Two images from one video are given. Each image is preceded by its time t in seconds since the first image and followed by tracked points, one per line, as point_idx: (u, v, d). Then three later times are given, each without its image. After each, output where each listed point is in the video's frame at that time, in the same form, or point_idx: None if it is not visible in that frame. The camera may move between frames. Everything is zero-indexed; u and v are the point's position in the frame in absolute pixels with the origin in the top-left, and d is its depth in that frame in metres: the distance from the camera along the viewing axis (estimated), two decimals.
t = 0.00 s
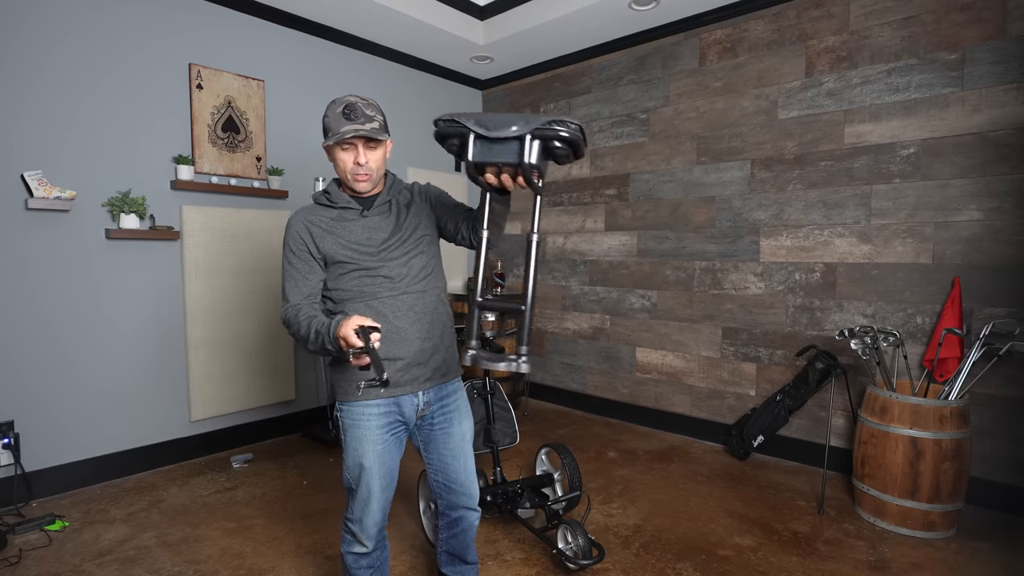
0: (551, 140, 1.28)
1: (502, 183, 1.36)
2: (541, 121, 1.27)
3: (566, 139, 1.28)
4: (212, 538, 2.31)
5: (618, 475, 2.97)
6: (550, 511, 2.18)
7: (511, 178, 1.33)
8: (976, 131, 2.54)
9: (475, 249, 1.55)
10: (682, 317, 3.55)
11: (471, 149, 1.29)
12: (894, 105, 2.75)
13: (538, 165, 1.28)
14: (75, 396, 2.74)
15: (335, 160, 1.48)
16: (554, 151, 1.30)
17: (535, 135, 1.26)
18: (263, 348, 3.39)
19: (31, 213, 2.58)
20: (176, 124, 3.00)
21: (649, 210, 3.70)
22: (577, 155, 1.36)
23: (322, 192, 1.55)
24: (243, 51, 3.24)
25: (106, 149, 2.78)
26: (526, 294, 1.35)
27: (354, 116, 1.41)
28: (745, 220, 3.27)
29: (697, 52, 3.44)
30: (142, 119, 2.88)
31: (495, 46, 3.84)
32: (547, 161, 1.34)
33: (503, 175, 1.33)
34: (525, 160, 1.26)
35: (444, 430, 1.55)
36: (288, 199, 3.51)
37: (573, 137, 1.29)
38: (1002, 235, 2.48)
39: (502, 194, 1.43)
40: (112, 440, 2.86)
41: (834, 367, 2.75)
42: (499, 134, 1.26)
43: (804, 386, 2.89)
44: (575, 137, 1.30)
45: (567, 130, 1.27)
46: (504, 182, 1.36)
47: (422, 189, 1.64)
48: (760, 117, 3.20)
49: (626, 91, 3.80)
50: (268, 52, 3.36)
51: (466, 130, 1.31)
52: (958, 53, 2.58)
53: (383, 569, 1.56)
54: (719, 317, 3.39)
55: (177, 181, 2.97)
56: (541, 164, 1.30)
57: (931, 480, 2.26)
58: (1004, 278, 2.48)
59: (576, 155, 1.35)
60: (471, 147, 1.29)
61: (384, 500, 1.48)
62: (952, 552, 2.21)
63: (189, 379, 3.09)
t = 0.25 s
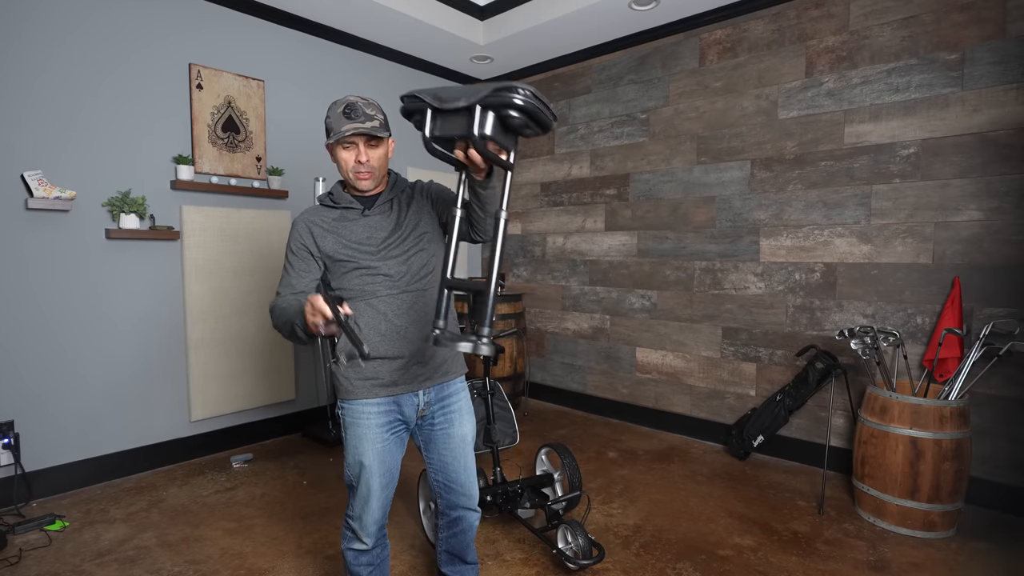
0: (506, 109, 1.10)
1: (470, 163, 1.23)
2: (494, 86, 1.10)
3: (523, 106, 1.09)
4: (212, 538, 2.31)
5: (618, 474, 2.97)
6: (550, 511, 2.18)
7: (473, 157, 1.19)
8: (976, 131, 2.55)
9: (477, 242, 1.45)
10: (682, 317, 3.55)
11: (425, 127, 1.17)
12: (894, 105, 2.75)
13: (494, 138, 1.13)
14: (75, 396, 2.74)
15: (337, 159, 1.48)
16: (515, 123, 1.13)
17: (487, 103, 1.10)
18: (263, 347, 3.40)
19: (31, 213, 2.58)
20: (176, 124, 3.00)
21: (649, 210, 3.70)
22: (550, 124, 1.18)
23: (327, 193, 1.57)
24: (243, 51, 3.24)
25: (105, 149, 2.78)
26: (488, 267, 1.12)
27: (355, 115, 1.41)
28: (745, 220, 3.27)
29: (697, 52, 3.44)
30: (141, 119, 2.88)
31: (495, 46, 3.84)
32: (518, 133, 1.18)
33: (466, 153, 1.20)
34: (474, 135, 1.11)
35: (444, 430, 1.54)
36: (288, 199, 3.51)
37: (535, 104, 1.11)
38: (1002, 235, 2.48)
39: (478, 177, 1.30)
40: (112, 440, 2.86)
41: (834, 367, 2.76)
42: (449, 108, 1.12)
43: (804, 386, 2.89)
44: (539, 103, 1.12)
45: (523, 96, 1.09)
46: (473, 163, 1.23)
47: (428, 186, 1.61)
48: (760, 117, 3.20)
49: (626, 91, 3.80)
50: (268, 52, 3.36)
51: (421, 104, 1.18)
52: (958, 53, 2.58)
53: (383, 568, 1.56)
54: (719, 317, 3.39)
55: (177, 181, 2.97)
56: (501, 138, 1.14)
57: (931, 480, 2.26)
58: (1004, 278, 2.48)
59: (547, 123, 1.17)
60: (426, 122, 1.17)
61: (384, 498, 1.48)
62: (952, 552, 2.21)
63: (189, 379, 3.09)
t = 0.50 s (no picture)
0: (472, 87, 1.13)
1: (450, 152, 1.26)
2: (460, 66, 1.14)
3: (488, 82, 1.12)
4: (212, 538, 2.31)
5: (618, 475, 2.97)
6: (550, 510, 2.18)
7: (451, 143, 1.22)
8: (976, 131, 2.54)
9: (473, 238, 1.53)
10: (682, 317, 3.55)
11: (400, 118, 1.22)
12: (894, 105, 2.75)
13: (465, 118, 1.15)
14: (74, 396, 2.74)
15: (332, 157, 1.50)
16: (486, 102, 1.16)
17: (454, 84, 1.13)
18: (263, 347, 3.40)
19: (31, 213, 2.58)
20: (176, 124, 3.00)
21: (649, 210, 3.70)
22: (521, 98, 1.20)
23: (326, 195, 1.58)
24: (243, 51, 3.24)
25: (105, 149, 2.78)
26: (470, 254, 1.16)
27: (346, 112, 1.43)
28: (745, 220, 3.27)
29: (697, 52, 3.44)
30: (141, 118, 2.88)
31: (494, 46, 3.84)
32: (491, 112, 1.20)
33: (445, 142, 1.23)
34: (446, 117, 1.14)
35: (443, 430, 1.54)
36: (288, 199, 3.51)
37: (502, 79, 1.14)
38: (1002, 235, 2.48)
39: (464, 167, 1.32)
40: (112, 440, 2.86)
41: (834, 367, 2.76)
42: (419, 93, 1.18)
43: (804, 386, 2.89)
44: (506, 78, 1.14)
45: (488, 72, 1.11)
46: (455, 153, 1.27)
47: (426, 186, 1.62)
48: (760, 117, 3.19)
49: (626, 91, 3.80)
50: (268, 52, 3.36)
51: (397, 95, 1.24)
52: (957, 53, 2.58)
53: (383, 567, 1.56)
54: (719, 317, 3.39)
55: (177, 181, 2.97)
56: (474, 118, 1.17)
57: (931, 480, 2.26)
58: (1004, 278, 2.48)
59: (518, 99, 1.19)
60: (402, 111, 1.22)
61: (382, 498, 1.48)
62: (952, 552, 2.20)
63: (189, 378, 3.10)
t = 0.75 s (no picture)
0: (470, 93, 1.14)
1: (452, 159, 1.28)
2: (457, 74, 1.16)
3: (486, 87, 1.13)
4: (212, 538, 2.31)
5: (618, 475, 2.97)
6: (550, 511, 2.18)
7: (451, 149, 1.23)
8: (976, 131, 2.54)
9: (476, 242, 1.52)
10: (682, 317, 3.55)
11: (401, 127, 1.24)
12: (894, 105, 2.75)
13: (464, 122, 1.16)
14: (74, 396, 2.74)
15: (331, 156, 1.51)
16: (483, 106, 1.17)
17: (451, 91, 1.15)
18: (263, 347, 3.40)
19: (31, 213, 2.58)
20: (176, 125, 3.00)
21: (649, 210, 3.70)
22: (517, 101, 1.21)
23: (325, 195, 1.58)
24: (242, 51, 3.25)
25: (104, 149, 2.78)
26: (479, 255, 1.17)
27: (345, 111, 1.44)
28: (745, 220, 3.27)
29: (697, 52, 3.44)
30: (141, 118, 2.88)
31: (495, 46, 3.84)
32: (489, 115, 1.21)
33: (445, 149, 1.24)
34: (443, 123, 1.16)
35: (440, 431, 1.54)
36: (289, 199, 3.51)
37: (497, 83, 1.15)
38: (1002, 235, 2.48)
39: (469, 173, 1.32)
40: (112, 440, 2.86)
41: (834, 367, 2.76)
42: (418, 102, 1.19)
43: (804, 386, 2.89)
44: (501, 82, 1.16)
45: (484, 78, 1.13)
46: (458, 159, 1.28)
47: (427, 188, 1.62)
48: (760, 117, 3.19)
49: (626, 91, 3.80)
50: (268, 52, 3.36)
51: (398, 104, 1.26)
52: (957, 53, 2.58)
53: (381, 568, 1.56)
54: (719, 317, 3.39)
55: (177, 181, 2.97)
56: (472, 123, 1.18)
57: (931, 480, 2.26)
58: (1004, 278, 2.48)
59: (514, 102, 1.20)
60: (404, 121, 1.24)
61: (379, 499, 1.48)
62: (952, 552, 2.21)
63: (189, 378, 3.10)
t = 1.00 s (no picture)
0: (489, 91, 1.14)
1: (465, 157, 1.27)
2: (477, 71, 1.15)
3: (505, 85, 1.13)
4: (212, 538, 2.31)
5: (618, 475, 2.97)
6: (550, 511, 2.18)
7: (467, 146, 1.23)
8: (976, 131, 2.54)
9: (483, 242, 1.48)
10: (682, 317, 3.55)
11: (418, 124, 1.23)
12: (894, 105, 2.75)
13: (483, 119, 1.16)
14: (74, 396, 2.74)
15: (337, 155, 1.49)
16: (501, 103, 1.16)
17: (471, 87, 1.14)
18: (263, 347, 3.40)
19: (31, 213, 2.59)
20: (176, 125, 3.00)
21: (649, 210, 3.70)
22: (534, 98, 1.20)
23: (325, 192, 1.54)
24: (243, 52, 3.25)
25: (104, 149, 2.78)
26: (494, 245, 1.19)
27: (354, 111, 1.43)
28: (745, 220, 3.27)
29: (697, 52, 3.44)
30: (141, 118, 2.88)
31: (495, 46, 3.84)
32: (505, 111, 1.21)
33: (461, 145, 1.23)
34: (464, 119, 1.15)
35: (443, 431, 1.54)
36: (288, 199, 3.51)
37: (517, 80, 1.14)
38: (1002, 235, 2.48)
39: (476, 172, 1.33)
40: (112, 439, 2.86)
41: (834, 367, 2.76)
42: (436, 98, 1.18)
43: (804, 386, 2.89)
44: (520, 80, 1.15)
45: (504, 75, 1.12)
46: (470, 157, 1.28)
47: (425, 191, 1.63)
48: (760, 117, 3.19)
49: (626, 91, 3.80)
50: (268, 52, 3.36)
51: (414, 101, 1.24)
52: (958, 53, 2.58)
53: (382, 568, 1.56)
54: (719, 317, 3.39)
55: (177, 181, 2.97)
56: (490, 120, 1.18)
57: (931, 480, 2.26)
58: (1004, 278, 2.48)
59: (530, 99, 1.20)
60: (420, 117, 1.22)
61: (382, 500, 1.48)
62: (952, 553, 2.20)
63: (189, 378, 3.10)
